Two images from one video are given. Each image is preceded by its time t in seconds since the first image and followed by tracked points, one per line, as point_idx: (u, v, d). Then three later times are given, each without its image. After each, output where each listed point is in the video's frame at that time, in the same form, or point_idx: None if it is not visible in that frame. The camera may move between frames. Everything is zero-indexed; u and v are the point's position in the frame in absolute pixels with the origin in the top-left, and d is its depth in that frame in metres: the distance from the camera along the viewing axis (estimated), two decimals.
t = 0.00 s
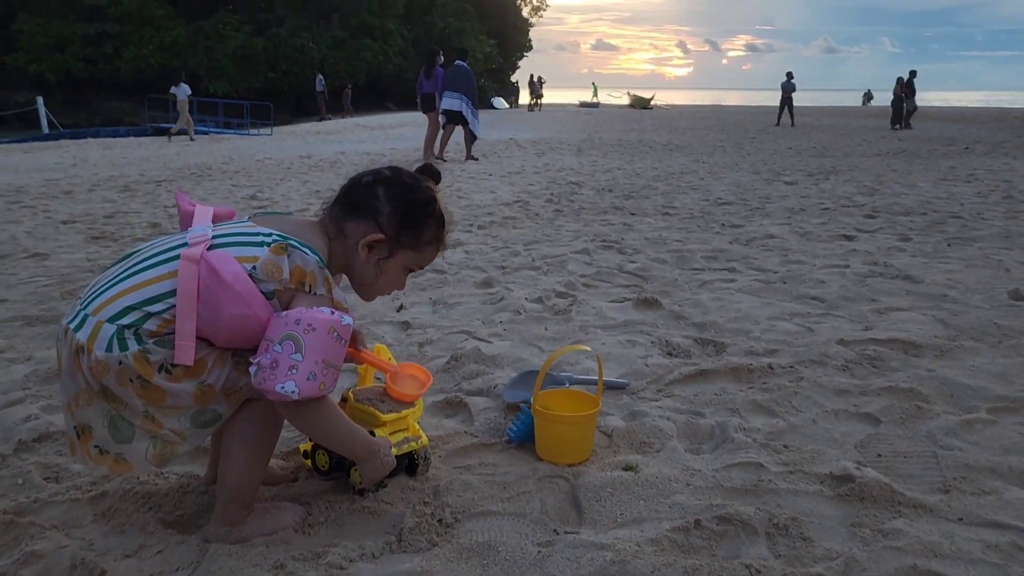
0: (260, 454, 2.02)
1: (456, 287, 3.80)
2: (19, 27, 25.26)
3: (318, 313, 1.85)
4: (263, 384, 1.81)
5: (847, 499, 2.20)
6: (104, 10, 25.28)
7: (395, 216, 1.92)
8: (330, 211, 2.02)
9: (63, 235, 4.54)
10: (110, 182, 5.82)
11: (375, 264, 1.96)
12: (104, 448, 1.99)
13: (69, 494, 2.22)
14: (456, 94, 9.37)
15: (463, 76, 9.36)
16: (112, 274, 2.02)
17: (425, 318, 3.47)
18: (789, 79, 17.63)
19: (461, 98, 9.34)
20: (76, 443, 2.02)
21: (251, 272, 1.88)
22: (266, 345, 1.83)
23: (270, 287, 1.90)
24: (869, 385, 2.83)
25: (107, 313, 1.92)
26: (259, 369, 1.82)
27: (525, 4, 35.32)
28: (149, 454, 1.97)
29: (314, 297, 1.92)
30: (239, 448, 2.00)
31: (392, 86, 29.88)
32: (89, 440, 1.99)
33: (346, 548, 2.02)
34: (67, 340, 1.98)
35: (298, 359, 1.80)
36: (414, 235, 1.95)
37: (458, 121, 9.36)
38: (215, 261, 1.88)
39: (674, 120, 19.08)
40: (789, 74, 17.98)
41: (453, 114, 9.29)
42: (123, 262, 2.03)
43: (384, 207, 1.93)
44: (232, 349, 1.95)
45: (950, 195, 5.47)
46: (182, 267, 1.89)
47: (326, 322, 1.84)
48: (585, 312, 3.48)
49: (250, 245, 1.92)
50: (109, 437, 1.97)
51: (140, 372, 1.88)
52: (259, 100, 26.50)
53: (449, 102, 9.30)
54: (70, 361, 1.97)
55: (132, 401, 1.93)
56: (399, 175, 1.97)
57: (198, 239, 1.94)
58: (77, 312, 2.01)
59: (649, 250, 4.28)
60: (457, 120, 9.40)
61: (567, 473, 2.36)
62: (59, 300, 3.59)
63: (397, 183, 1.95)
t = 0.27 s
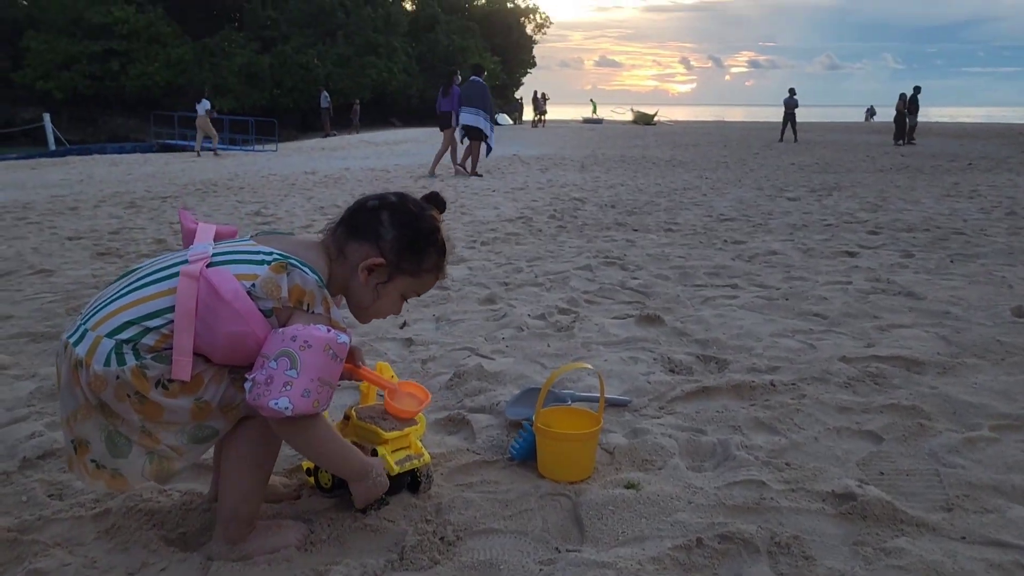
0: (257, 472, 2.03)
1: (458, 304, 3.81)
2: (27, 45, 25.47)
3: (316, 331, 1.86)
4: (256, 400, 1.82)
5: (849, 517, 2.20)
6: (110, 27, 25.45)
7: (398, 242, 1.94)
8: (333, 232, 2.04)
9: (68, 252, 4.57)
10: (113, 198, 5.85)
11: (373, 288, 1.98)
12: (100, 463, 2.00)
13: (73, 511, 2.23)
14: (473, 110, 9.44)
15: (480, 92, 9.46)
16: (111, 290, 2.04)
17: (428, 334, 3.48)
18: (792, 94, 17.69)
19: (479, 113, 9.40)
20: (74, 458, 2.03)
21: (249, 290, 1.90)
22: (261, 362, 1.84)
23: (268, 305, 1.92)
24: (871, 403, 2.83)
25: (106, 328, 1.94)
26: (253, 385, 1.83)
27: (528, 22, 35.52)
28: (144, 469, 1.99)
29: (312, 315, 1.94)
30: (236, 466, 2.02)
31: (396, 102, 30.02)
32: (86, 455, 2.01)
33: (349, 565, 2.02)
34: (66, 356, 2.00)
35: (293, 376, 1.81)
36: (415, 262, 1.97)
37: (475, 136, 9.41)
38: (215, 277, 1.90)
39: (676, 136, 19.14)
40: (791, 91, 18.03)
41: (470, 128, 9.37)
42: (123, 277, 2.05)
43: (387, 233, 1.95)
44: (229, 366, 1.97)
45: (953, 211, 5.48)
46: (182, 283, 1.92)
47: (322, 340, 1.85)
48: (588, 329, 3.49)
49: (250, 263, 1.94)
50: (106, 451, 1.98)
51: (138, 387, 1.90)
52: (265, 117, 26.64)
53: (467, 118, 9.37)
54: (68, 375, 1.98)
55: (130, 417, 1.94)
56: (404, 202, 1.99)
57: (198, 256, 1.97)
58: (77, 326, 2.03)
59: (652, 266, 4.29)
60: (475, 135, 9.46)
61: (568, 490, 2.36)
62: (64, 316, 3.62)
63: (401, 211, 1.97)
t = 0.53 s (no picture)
0: (255, 481, 2.04)
1: (463, 316, 3.82)
2: (36, 59, 25.69)
3: (313, 341, 1.86)
4: (251, 409, 1.82)
5: (854, 529, 2.19)
6: (119, 42, 25.65)
7: (398, 258, 1.96)
8: (338, 246, 2.07)
9: (75, 265, 4.59)
10: (120, 211, 5.87)
11: (372, 302, 2.00)
12: (97, 467, 2.01)
13: (80, 522, 2.25)
14: (489, 124, 9.51)
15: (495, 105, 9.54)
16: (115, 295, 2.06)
17: (433, 346, 3.50)
18: (797, 108, 17.71)
19: (495, 127, 9.45)
20: (71, 460, 2.04)
21: (249, 298, 1.92)
22: (257, 370, 1.84)
23: (267, 314, 1.93)
24: (877, 415, 2.83)
25: (107, 332, 1.96)
26: (249, 393, 1.83)
27: (533, 36, 35.66)
28: (139, 474, 1.99)
29: (312, 325, 1.95)
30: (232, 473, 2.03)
31: (401, 116, 30.14)
32: (84, 458, 2.02)
33: None
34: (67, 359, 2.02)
35: (288, 385, 1.80)
36: (414, 280, 1.98)
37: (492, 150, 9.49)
38: (216, 285, 1.91)
39: (682, 150, 19.17)
40: (795, 104, 18.04)
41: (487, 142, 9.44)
42: (127, 283, 2.07)
43: (388, 249, 1.97)
44: (226, 374, 1.98)
45: (959, 224, 5.47)
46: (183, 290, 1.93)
47: (318, 350, 1.84)
48: (593, 341, 3.50)
49: (251, 272, 1.96)
50: (103, 455, 2.00)
51: (135, 391, 1.90)
52: (271, 130, 26.78)
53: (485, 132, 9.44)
54: (68, 378, 2.00)
55: (127, 420, 1.95)
56: (409, 220, 2.01)
57: (201, 263, 1.99)
58: (79, 330, 2.05)
59: (657, 279, 4.29)
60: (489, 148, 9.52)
61: (573, 502, 2.36)
62: (71, 329, 3.64)
63: (405, 228, 1.99)
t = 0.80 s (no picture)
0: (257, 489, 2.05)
1: (472, 326, 3.83)
2: (49, 71, 25.95)
3: (322, 352, 1.87)
4: (257, 417, 1.82)
5: (865, 541, 2.18)
6: (130, 54, 25.89)
7: (407, 277, 1.96)
8: (349, 258, 2.08)
9: (86, 275, 4.63)
10: (130, 222, 5.91)
11: (377, 317, 2.01)
12: (97, 465, 2.01)
13: (90, 531, 2.25)
14: (509, 134, 9.56)
15: (513, 116, 9.63)
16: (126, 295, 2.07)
17: (442, 356, 3.50)
18: (806, 118, 17.71)
19: (514, 137, 9.50)
20: (72, 456, 2.04)
21: (260, 307, 1.92)
22: (265, 379, 1.85)
23: (277, 323, 1.94)
24: (887, 426, 2.82)
25: (117, 331, 1.95)
26: (256, 402, 1.83)
27: (541, 47, 35.77)
28: (139, 474, 2.00)
29: (320, 337, 1.96)
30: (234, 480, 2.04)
31: (409, 127, 30.27)
32: (85, 455, 2.02)
33: None
34: (74, 354, 2.02)
35: (295, 396, 1.81)
36: (421, 300, 1.99)
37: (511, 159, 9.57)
38: (229, 292, 1.92)
39: (690, 160, 19.20)
40: (804, 115, 18.03)
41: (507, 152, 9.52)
42: (139, 284, 2.08)
43: (398, 266, 1.97)
44: (232, 381, 1.97)
45: (968, 234, 5.46)
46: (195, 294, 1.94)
47: (326, 362, 1.85)
48: (601, 351, 3.50)
49: (264, 280, 1.97)
50: (106, 454, 2.00)
51: (142, 392, 1.90)
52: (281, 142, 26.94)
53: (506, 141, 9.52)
54: (75, 376, 2.00)
55: (131, 420, 1.95)
56: (421, 239, 2.02)
57: (214, 269, 1.99)
58: (89, 327, 2.04)
59: (665, 289, 4.29)
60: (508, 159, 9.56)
61: (583, 513, 2.36)
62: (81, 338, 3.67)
63: (416, 247, 2.00)
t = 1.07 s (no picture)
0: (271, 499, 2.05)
1: (483, 337, 3.84)
2: (64, 83, 26.25)
3: (339, 359, 1.88)
4: (274, 425, 1.82)
5: (880, 554, 2.16)
6: (144, 66, 26.16)
7: (425, 296, 1.98)
8: (365, 271, 2.08)
9: (101, 283, 4.67)
10: (143, 230, 5.94)
11: (393, 333, 2.02)
12: (111, 470, 2.02)
13: (104, 539, 2.26)
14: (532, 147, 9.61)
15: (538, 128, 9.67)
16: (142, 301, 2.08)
17: (453, 367, 3.51)
18: (817, 130, 17.70)
19: (536, 148, 9.57)
20: (86, 460, 2.05)
21: (277, 315, 1.94)
22: (282, 387, 1.85)
23: (293, 331, 1.95)
24: (902, 439, 2.80)
25: (134, 336, 1.97)
26: (273, 410, 1.84)
27: (552, 59, 35.89)
28: (151, 480, 2.00)
29: (335, 345, 1.96)
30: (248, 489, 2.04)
31: (420, 139, 30.41)
32: (99, 460, 2.03)
33: None
34: (90, 358, 2.02)
35: (312, 402, 1.81)
36: (438, 317, 2.01)
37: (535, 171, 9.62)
38: (246, 299, 1.93)
39: (700, 173, 19.20)
40: (815, 127, 18.02)
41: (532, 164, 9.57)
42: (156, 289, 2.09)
43: (417, 284, 1.99)
44: (247, 389, 1.98)
45: (982, 247, 5.44)
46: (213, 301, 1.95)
47: (343, 369, 1.86)
48: (612, 362, 3.50)
49: (281, 289, 1.98)
50: (120, 459, 2.01)
51: (158, 398, 1.91)
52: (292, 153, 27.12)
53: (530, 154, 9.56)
54: (90, 380, 2.01)
55: (145, 425, 1.96)
56: (440, 257, 2.03)
57: (232, 276, 2.01)
58: (104, 331, 2.05)
59: (677, 301, 4.29)
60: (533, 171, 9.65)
61: (595, 524, 2.35)
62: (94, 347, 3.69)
63: (434, 265, 2.01)
